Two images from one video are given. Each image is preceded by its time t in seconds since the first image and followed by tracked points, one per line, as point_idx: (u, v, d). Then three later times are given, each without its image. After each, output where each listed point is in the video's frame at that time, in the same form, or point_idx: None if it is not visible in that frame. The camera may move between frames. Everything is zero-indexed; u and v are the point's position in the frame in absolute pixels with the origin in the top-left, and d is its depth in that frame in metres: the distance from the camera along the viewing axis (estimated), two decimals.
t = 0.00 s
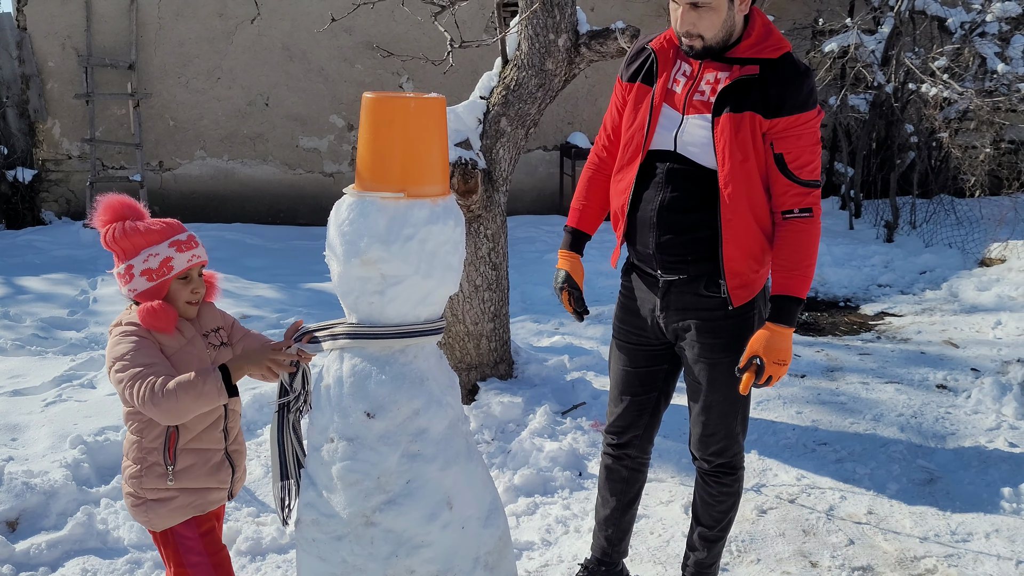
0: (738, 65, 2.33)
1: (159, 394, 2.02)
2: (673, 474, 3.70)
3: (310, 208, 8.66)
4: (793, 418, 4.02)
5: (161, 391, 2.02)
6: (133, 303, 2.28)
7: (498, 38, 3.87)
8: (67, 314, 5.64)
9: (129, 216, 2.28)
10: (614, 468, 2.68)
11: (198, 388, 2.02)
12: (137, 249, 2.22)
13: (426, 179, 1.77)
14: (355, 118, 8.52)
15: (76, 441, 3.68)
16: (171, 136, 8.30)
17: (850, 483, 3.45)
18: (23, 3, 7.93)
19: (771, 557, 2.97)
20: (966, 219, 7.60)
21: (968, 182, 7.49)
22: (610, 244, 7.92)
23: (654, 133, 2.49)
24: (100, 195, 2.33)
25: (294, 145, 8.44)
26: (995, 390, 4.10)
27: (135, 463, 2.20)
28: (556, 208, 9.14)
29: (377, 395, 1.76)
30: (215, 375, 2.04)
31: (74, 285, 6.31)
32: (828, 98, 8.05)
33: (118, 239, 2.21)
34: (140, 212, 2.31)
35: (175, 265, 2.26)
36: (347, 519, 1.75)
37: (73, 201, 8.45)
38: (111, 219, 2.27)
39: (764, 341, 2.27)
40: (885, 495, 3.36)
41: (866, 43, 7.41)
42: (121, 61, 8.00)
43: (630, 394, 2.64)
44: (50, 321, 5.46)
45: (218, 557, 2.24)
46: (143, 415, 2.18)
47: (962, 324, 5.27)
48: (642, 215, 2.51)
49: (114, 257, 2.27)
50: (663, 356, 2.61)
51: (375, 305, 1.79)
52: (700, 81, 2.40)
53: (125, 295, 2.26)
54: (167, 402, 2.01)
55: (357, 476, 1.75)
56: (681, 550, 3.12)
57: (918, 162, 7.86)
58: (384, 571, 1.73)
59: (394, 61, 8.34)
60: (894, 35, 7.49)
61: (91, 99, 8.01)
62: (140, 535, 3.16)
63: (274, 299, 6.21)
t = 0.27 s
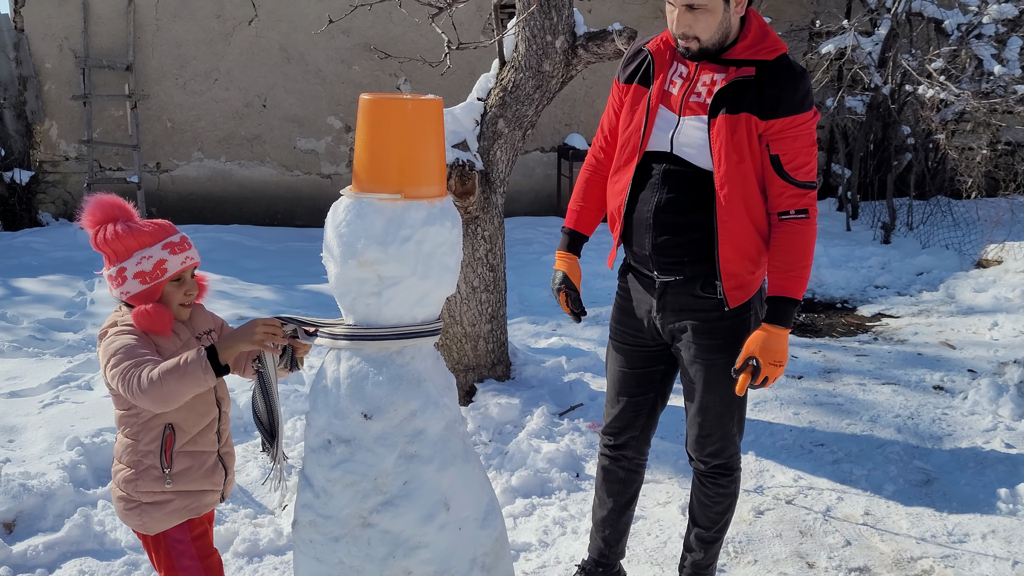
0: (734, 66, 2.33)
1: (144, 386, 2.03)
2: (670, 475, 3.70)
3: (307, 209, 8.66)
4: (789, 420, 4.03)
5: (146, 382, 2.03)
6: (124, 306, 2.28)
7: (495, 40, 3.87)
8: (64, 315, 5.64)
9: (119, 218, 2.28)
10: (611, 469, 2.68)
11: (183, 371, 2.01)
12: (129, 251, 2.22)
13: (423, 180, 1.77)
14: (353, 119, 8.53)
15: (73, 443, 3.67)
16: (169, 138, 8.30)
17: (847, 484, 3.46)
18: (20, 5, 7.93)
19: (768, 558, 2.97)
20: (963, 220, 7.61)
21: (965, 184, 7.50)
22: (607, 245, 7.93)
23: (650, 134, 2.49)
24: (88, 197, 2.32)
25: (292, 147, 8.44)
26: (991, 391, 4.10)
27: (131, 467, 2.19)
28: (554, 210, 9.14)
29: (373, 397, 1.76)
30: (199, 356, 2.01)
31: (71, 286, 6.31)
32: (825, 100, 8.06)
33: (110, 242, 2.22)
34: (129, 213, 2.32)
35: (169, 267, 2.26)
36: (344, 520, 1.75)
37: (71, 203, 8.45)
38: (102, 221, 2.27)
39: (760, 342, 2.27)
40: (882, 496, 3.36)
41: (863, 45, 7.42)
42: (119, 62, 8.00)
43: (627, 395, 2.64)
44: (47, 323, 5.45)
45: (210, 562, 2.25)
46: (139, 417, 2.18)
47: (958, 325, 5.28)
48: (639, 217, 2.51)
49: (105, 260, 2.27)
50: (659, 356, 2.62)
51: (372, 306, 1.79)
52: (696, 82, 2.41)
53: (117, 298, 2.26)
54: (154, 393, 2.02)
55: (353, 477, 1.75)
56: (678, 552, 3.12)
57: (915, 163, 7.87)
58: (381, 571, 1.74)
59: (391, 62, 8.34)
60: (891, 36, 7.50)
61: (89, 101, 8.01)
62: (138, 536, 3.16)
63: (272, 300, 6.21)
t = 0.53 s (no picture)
0: (732, 68, 2.34)
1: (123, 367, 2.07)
2: (667, 477, 3.71)
3: (305, 211, 8.66)
4: (787, 421, 4.03)
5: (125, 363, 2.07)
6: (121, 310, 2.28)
7: (492, 42, 3.87)
8: (61, 317, 5.63)
9: (114, 222, 2.29)
10: (609, 470, 2.69)
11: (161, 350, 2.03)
12: (125, 255, 2.23)
13: (420, 182, 1.78)
14: (350, 121, 8.53)
15: (70, 444, 3.67)
16: (166, 139, 8.30)
17: (844, 485, 3.46)
18: (17, 7, 7.92)
19: (765, 559, 2.97)
20: (960, 222, 7.62)
21: (962, 185, 7.51)
22: (604, 247, 7.93)
23: (647, 136, 2.49)
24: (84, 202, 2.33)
25: (289, 148, 8.44)
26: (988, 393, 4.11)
27: (129, 468, 2.19)
28: (551, 212, 9.14)
29: (371, 399, 1.76)
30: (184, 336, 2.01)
31: (68, 288, 6.30)
32: (822, 102, 8.07)
33: (105, 246, 2.22)
34: (125, 217, 2.32)
35: (165, 270, 2.27)
36: (341, 521, 1.76)
37: (68, 205, 8.45)
38: (97, 226, 2.27)
39: (757, 343, 2.27)
40: (879, 497, 3.36)
41: (860, 47, 7.43)
42: (116, 64, 8.00)
43: (624, 397, 2.64)
44: (44, 325, 5.45)
45: (210, 560, 2.25)
46: (136, 418, 2.19)
47: (955, 326, 5.29)
48: (636, 218, 2.52)
49: (101, 265, 2.28)
50: (657, 358, 2.62)
51: (369, 308, 1.79)
52: (693, 84, 2.41)
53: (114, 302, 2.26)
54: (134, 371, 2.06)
55: (351, 479, 1.75)
56: (676, 553, 3.12)
57: (912, 165, 7.88)
58: (378, 573, 1.74)
59: (389, 64, 8.34)
60: (888, 38, 7.51)
61: (86, 103, 8.00)
62: (135, 538, 3.16)
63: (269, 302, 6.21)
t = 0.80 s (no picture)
0: (730, 70, 2.34)
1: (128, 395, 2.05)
2: (665, 478, 3.71)
3: (302, 213, 8.66)
4: (784, 422, 4.03)
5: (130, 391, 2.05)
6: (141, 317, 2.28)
7: (490, 43, 3.87)
8: (58, 319, 5.63)
9: (128, 230, 2.29)
10: (606, 471, 2.69)
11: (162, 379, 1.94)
12: (139, 260, 2.22)
13: (418, 184, 1.78)
14: (348, 123, 8.53)
15: (67, 446, 3.66)
16: (164, 141, 8.30)
17: (841, 486, 3.46)
18: (14, 9, 7.89)
19: (763, 561, 2.98)
20: (956, 223, 7.64)
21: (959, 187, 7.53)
22: (602, 248, 7.94)
23: (646, 137, 2.50)
24: (99, 212, 2.34)
25: (287, 150, 8.44)
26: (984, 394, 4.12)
27: (134, 477, 2.19)
28: (548, 213, 9.15)
29: (369, 400, 1.76)
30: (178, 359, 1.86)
31: (65, 290, 6.29)
32: (819, 104, 8.08)
33: (119, 253, 2.22)
34: (139, 225, 2.33)
35: (179, 272, 2.24)
36: (339, 523, 1.76)
37: (65, 206, 8.44)
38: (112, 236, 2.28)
39: (755, 344, 2.28)
40: (876, 498, 3.37)
41: (857, 48, 7.44)
42: (113, 66, 8.00)
43: (622, 398, 2.64)
44: (41, 327, 5.44)
45: (222, 562, 2.24)
46: (146, 428, 2.19)
47: (952, 328, 5.30)
48: (634, 219, 2.52)
49: (117, 273, 2.28)
50: (655, 359, 2.62)
51: (367, 309, 1.79)
52: (692, 86, 2.41)
53: (131, 309, 2.26)
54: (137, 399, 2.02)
55: (349, 480, 1.75)
56: (673, 554, 3.13)
57: (909, 167, 7.90)
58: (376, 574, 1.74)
59: (386, 66, 8.35)
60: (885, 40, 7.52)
61: (83, 104, 8.00)
62: (132, 540, 3.15)
63: (266, 304, 6.21)
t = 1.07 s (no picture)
0: (725, 72, 2.35)
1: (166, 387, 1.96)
2: (661, 479, 3.71)
3: (298, 214, 8.66)
4: (780, 423, 4.04)
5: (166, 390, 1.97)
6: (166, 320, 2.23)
7: (486, 45, 3.87)
8: (54, 320, 5.62)
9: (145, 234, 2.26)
10: (603, 472, 2.69)
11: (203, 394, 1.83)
12: (164, 260, 2.19)
13: (413, 185, 1.78)
14: (344, 124, 8.53)
15: (63, 448, 3.65)
16: (159, 142, 8.29)
17: (837, 487, 3.47)
18: (9, 10, 7.87)
19: (759, 561, 2.98)
20: (952, 224, 7.66)
21: (954, 188, 7.55)
22: (598, 249, 7.94)
23: (641, 138, 2.50)
24: (110, 219, 2.30)
25: (283, 152, 8.44)
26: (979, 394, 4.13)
27: (165, 483, 2.17)
28: (545, 215, 9.15)
29: (364, 401, 1.77)
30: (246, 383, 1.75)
31: (61, 291, 6.28)
32: (814, 105, 8.10)
33: (142, 254, 2.18)
34: (153, 229, 2.29)
35: (209, 268, 2.22)
36: (334, 524, 1.76)
37: (60, 207, 8.43)
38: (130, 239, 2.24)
39: (750, 345, 2.28)
40: (871, 498, 3.37)
41: (852, 50, 7.45)
42: (109, 67, 7.99)
43: (619, 399, 2.64)
44: (37, 328, 5.43)
45: None
46: (185, 435, 2.16)
47: (948, 328, 5.31)
48: (629, 220, 2.52)
49: (138, 277, 2.24)
50: (651, 360, 2.63)
51: (362, 310, 1.80)
52: (687, 88, 2.42)
53: (158, 312, 2.22)
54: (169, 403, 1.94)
55: (345, 481, 1.75)
56: (669, 555, 3.13)
57: (904, 168, 7.92)
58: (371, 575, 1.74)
59: (382, 67, 8.35)
60: (880, 42, 7.53)
61: (79, 105, 7.99)
62: (128, 542, 3.15)
63: (263, 305, 6.20)
